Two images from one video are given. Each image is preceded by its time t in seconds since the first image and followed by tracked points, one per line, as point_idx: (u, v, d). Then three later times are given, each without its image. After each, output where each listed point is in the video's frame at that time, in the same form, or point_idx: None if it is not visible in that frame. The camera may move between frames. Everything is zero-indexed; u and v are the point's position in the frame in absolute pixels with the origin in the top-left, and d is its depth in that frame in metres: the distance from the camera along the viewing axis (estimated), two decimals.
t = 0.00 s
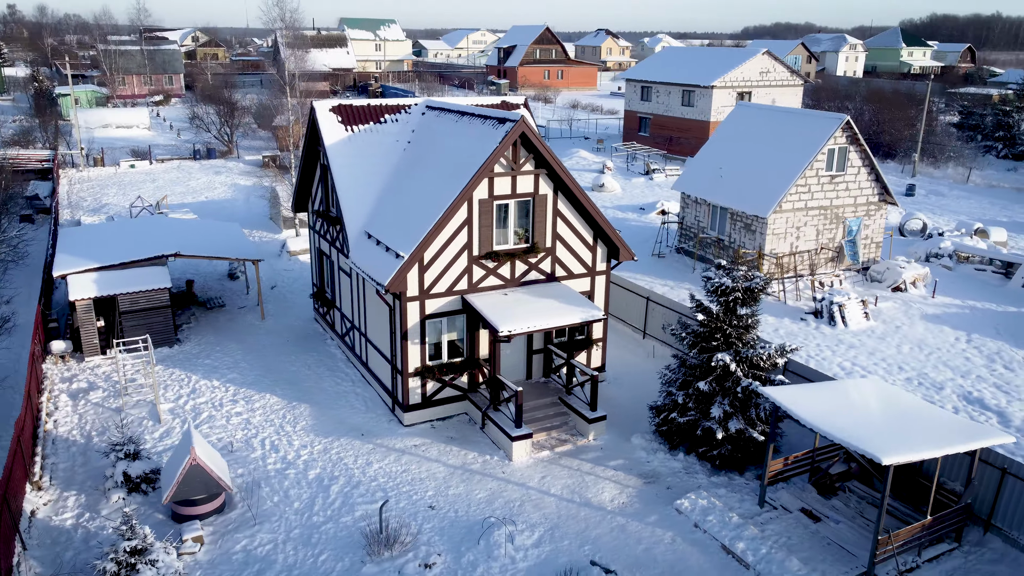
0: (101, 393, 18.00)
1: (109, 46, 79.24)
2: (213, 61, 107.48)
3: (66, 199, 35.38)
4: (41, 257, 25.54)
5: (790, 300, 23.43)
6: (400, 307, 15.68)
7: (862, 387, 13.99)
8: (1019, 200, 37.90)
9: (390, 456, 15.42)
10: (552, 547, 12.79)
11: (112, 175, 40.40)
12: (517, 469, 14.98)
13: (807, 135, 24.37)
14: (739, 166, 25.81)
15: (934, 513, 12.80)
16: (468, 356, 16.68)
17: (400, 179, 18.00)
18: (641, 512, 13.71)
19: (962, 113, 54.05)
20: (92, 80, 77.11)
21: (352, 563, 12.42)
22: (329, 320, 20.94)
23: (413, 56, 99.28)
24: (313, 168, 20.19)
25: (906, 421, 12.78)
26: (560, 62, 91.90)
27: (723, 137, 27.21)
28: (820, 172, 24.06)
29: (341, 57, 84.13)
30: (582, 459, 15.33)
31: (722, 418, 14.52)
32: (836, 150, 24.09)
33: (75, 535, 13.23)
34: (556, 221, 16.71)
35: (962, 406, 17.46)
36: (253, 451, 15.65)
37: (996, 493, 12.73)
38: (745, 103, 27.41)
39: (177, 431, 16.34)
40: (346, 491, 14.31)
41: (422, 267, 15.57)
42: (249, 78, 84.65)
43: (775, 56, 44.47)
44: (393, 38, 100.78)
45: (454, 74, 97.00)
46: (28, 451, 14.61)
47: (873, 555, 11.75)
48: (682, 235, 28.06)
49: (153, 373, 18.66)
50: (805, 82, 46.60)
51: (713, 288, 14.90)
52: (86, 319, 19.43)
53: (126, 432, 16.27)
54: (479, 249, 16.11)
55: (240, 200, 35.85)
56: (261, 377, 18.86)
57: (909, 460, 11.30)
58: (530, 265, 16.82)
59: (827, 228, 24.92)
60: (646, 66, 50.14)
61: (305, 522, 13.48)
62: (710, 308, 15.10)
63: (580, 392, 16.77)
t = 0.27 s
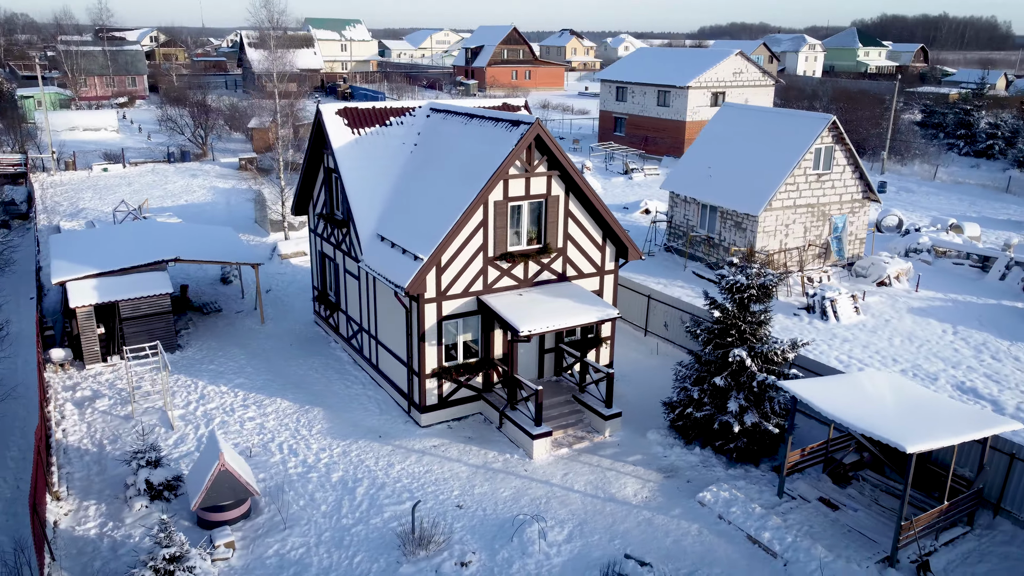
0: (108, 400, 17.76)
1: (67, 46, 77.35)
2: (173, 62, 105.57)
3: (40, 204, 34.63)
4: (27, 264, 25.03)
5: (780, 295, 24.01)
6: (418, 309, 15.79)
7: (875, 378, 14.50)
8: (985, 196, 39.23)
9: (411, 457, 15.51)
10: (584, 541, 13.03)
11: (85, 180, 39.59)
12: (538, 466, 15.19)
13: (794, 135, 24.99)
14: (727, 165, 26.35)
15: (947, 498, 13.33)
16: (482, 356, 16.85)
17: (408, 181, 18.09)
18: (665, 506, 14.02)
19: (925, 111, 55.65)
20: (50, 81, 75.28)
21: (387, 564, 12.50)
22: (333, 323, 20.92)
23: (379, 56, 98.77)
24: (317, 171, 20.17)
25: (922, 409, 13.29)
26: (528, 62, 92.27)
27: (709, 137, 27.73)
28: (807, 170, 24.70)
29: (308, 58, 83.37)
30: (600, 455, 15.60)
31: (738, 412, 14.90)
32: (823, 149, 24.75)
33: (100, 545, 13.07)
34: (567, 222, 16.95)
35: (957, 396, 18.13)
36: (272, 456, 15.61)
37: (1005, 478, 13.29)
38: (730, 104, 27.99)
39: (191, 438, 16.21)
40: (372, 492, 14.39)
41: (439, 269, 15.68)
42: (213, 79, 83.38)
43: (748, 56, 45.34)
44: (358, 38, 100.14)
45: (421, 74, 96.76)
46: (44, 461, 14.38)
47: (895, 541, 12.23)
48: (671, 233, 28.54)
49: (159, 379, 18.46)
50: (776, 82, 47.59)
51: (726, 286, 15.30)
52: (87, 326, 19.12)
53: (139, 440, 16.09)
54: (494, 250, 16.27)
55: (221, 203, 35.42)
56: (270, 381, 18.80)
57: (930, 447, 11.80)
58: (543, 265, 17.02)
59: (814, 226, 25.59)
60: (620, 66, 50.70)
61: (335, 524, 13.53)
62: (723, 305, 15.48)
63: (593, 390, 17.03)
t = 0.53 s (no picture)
0: (115, 408, 17.53)
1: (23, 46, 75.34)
2: (132, 62, 103.50)
3: (14, 210, 33.81)
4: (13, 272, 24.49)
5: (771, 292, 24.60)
6: (435, 310, 15.90)
7: (886, 370, 15.06)
8: (952, 193, 40.51)
9: (432, 458, 15.63)
10: (613, 536, 13.31)
11: (58, 184, 38.74)
12: (559, 464, 15.42)
13: (780, 134, 25.61)
14: (715, 165, 26.87)
15: (957, 485, 13.88)
16: (496, 356, 17.03)
17: (417, 184, 18.20)
18: (687, 499, 14.37)
19: (888, 110, 57.22)
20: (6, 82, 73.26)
21: (422, 564, 12.62)
22: (337, 326, 20.91)
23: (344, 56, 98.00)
24: (319, 174, 20.15)
25: (934, 399, 13.87)
26: (495, 62, 92.47)
27: (696, 138, 28.24)
28: (795, 169, 25.34)
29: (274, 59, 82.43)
30: (617, 451, 15.90)
31: (752, 406, 15.31)
32: (809, 149, 25.43)
33: (128, 554, 12.96)
34: (577, 223, 17.22)
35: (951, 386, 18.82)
36: (291, 460, 15.59)
37: (1010, 464, 13.88)
38: (715, 105, 28.56)
39: (207, 445, 16.10)
40: (397, 493, 14.48)
41: (456, 270, 15.81)
42: (176, 80, 81.95)
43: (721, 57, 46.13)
44: (323, 38, 99.27)
45: (388, 74, 96.27)
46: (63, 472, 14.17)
47: (914, 526, 12.72)
48: (659, 232, 28.99)
49: (165, 386, 18.27)
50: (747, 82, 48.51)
51: (738, 283, 15.72)
52: (88, 333, 18.83)
53: (154, 448, 15.93)
54: (508, 251, 16.46)
55: (201, 207, 34.96)
56: (278, 385, 18.72)
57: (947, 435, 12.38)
58: (554, 265, 17.26)
59: (801, 224, 26.27)
60: (595, 67, 51.17)
61: (365, 526, 13.59)
62: (735, 302, 15.89)
63: (605, 387, 17.32)
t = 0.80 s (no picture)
0: (121, 418, 17.30)
1: None
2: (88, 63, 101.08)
3: None
4: None
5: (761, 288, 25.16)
6: (450, 313, 16.02)
7: (890, 362, 15.64)
8: (919, 190, 41.79)
9: (450, 459, 15.75)
10: (638, 530, 13.60)
11: (27, 190, 37.81)
12: (576, 462, 15.66)
13: (765, 135, 26.23)
14: (702, 165, 27.39)
15: (962, 472, 14.47)
16: (508, 357, 17.23)
17: (423, 187, 18.29)
18: (705, 492, 14.73)
19: (851, 110, 58.72)
20: None
21: (455, 564, 12.75)
22: (339, 330, 20.89)
23: (308, 57, 97.08)
24: (320, 178, 20.09)
25: (939, 389, 14.46)
26: (461, 63, 92.55)
27: (681, 139, 28.74)
28: (779, 168, 25.99)
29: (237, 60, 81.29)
30: (632, 448, 16.21)
31: (763, 400, 15.74)
32: (793, 149, 26.11)
33: (156, 564, 12.82)
34: (585, 224, 17.52)
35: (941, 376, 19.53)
36: (309, 464, 15.57)
37: (1012, 451, 14.52)
38: (697, 106, 29.11)
39: (221, 452, 16.00)
40: (421, 495, 14.58)
41: (471, 272, 15.94)
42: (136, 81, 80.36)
43: (693, 58, 46.89)
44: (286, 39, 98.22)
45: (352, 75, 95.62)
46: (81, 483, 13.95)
47: (928, 512, 13.25)
48: (646, 231, 29.44)
49: (171, 393, 18.06)
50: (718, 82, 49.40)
51: (746, 281, 16.14)
52: (89, 342, 18.52)
53: (168, 458, 15.77)
54: (520, 253, 16.66)
55: (180, 211, 34.44)
56: (285, 391, 18.65)
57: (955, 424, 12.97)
58: (563, 266, 17.52)
59: (786, 222, 26.94)
60: (568, 67, 51.61)
61: (393, 529, 13.68)
62: (743, 300, 16.28)
63: (614, 387, 17.66)
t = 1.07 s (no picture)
0: (127, 427, 17.05)
1: None
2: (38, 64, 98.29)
3: None
4: None
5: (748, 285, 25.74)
6: (464, 315, 16.14)
7: (893, 355, 16.19)
8: (885, 187, 43.05)
9: (467, 461, 15.89)
10: (661, 525, 13.92)
11: None
12: (592, 460, 15.92)
13: (749, 135, 26.80)
14: (687, 165, 27.88)
15: (963, 459, 15.10)
16: (518, 357, 17.44)
17: (428, 190, 18.40)
18: (720, 486, 15.12)
19: (814, 110, 60.15)
20: None
21: (487, 563, 12.91)
22: (339, 334, 20.85)
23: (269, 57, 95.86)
24: (320, 181, 20.06)
25: (942, 380, 15.03)
26: (425, 63, 92.38)
27: (664, 140, 29.22)
28: (763, 168, 26.59)
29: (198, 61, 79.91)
30: (643, 445, 16.53)
31: (770, 395, 16.20)
32: (775, 149, 26.75)
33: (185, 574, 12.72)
34: (591, 225, 17.82)
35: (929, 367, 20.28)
36: (326, 469, 15.56)
37: (1009, 437, 15.18)
38: (680, 108, 29.61)
39: (235, 459, 15.89)
40: (443, 497, 14.69)
41: (484, 275, 16.09)
42: (94, 83, 78.49)
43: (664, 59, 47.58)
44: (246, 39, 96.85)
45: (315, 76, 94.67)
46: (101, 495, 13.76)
47: (937, 499, 13.80)
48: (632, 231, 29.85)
49: (176, 402, 17.87)
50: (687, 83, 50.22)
51: (752, 279, 16.57)
52: (89, 352, 18.23)
53: (181, 467, 15.62)
54: (530, 255, 16.86)
55: (157, 216, 33.87)
56: (291, 396, 18.57)
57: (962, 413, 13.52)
58: (570, 267, 17.78)
59: (769, 220, 27.61)
60: (540, 69, 51.97)
61: (419, 531, 13.77)
62: (749, 297, 16.72)
63: (621, 385, 17.98)
